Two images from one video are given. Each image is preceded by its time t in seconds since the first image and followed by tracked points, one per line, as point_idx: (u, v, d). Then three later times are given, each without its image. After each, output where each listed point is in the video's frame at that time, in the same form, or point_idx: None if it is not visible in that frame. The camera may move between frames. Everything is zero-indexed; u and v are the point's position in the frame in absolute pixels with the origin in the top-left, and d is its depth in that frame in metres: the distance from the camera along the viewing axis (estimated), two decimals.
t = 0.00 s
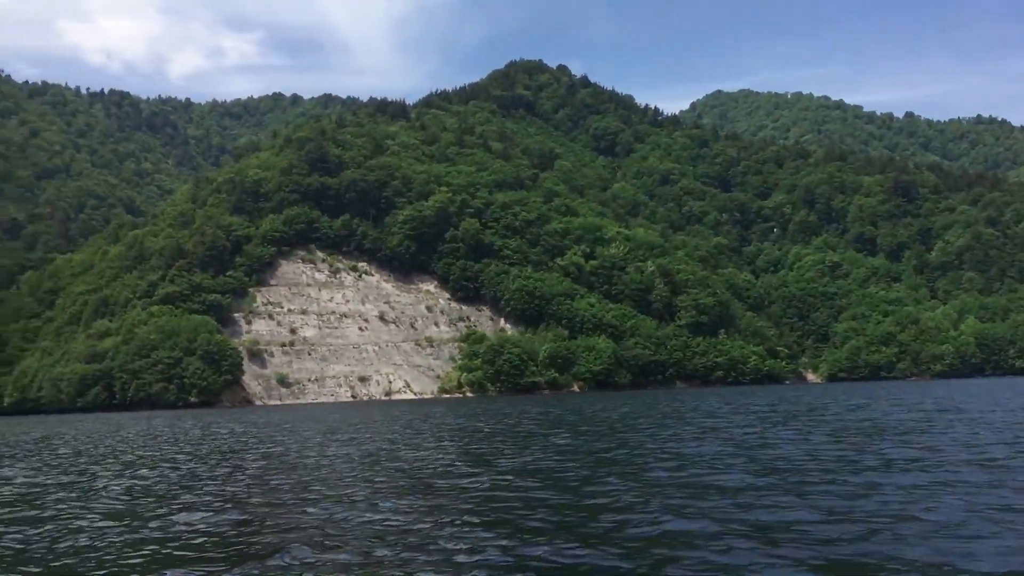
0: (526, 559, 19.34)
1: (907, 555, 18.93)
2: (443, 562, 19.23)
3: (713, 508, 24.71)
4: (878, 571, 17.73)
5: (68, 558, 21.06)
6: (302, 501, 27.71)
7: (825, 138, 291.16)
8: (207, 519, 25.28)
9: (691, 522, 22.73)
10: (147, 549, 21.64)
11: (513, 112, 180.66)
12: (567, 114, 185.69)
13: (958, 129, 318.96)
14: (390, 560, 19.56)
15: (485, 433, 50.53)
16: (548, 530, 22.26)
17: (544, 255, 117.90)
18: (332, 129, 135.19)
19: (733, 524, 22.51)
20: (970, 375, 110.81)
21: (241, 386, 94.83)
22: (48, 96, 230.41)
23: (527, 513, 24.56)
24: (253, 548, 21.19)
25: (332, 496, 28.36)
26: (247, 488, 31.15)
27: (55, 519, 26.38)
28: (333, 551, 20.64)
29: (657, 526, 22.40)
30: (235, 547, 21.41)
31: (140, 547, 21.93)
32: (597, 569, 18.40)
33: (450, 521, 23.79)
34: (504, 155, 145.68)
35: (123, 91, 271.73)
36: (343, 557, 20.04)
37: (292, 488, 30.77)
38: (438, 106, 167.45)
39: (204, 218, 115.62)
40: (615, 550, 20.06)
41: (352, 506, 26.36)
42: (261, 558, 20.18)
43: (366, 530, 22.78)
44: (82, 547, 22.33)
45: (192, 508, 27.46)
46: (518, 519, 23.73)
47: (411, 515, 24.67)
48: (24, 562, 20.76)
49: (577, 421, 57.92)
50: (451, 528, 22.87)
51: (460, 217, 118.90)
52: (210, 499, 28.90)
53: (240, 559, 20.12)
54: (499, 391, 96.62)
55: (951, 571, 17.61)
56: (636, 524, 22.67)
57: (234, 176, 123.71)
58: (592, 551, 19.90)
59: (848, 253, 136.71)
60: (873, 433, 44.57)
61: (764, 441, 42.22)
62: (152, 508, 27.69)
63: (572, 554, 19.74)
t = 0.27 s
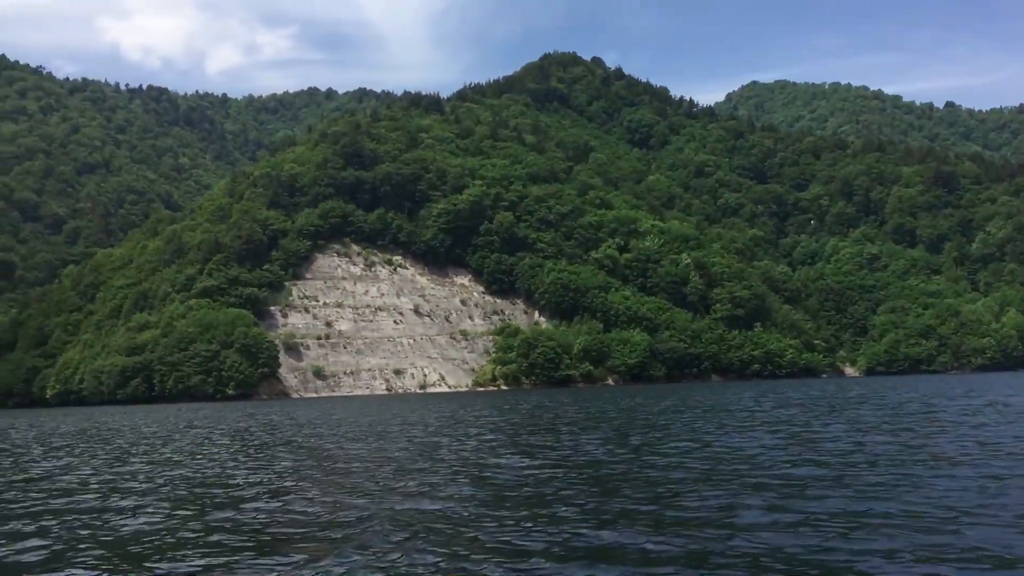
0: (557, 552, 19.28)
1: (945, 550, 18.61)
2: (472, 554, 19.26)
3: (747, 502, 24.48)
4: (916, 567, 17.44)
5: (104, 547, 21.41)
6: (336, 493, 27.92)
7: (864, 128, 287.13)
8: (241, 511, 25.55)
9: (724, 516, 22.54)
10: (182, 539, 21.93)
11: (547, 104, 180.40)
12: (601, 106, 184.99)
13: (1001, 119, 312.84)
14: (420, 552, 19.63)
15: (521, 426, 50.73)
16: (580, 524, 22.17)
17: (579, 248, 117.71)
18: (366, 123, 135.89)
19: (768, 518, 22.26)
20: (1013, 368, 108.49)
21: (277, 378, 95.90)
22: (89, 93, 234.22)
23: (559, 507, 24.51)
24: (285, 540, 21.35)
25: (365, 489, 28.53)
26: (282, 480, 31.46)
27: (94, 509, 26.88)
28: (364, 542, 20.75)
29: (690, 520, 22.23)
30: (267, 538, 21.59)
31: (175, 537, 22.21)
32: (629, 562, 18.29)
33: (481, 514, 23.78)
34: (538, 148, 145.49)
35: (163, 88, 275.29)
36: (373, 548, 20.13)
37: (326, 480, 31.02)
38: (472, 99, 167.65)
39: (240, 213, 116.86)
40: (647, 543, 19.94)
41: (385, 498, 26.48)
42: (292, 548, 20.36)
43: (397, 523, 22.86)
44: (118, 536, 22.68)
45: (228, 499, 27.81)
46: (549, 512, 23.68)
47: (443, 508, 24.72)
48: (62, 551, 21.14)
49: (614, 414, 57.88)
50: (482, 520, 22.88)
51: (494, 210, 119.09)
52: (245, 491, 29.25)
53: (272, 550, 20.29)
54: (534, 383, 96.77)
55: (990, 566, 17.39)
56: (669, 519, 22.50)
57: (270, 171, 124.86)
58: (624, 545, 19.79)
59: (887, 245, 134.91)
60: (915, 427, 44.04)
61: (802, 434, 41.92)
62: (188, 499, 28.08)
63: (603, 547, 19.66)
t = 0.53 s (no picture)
0: (591, 545, 19.15)
1: (988, 545, 18.19)
2: (506, 546, 19.13)
3: (783, 497, 24.15)
4: (959, 563, 17.06)
5: (138, 535, 21.55)
6: (367, 485, 27.90)
7: (900, 119, 283.27)
8: (271, 501, 25.61)
9: (760, 511, 22.23)
10: (213, 529, 21.98)
11: (578, 96, 179.80)
12: (633, 97, 183.98)
13: None
14: (452, 543, 19.55)
15: (554, 419, 50.74)
16: (613, 517, 22.01)
17: (610, 240, 117.30)
18: (398, 116, 136.26)
19: (804, 513, 21.95)
20: None
21: (310, 369, 96.70)
22: (125, 87, 236.99)
23: (593, 500, 24.36)
24: (316, 529, 21.37)
25: (396, 481, 28.51)
26: (314, 470, 31.62)
27: (129, 498, 27.14)
28: (395, 533, 20.74)
29: (725, 514, 21.96)
30: (298, 528, 21.68)
31: (208, 526, 22.32)
32: (663, 555, 18.13)
33: (512, 505, 23.68)
34: (569, 139, 144.98)
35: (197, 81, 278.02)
36: (404, 539, 20.08)
37: (356, 472, 31.08)
38: (504, 91, 167.54)
39: (273, 205, 117.73)
40: (682, 536, 19.72)
41: (416, 490, 26.44)
42: (323, 538, 20.38)
43: (429, 515, 22.79)
44: (153, 524, 22.83)
45: (262, 488, 27.99)
46: (582, 505, 23.50)
47: (475, 501, 24.65)
48: (96, 540, 21.29)
49: (647, 407, 57.67)
50: (513, 513, 22.72)
51: (525, 202, 118.99)
52: (278, 481, 29.40)
53: (303, 540, 20.29)
54: (564, 375, 96.73)
55: None
56: (703, 513, 22.25)
57: (303, 163, 125.63)
58: (657, 538, 19.58)
59: (923, 237, 133.06)
60: (953, 423, 43.45)
61: (837, 429, 41.55)
62: (220, 489, 28.26)
63: (636, 540, 19.47)
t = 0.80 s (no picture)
0: (623, 538, 19.11)
1: None
2: (538, 538, 19.13)
3: (819, 493, 23.92)
4: (999, 560, 16.79)
5: (174, 524, 21.85)
6: (399, 476, 28.09)
7: (941, 111, 278.63)
8: (304, 492, 25.81)
9: (795, 507, 22.03)
10: (248, 517, 22.23)
11: (614, 88, 178.94)
12: (669, 90, 182.67)
13: None
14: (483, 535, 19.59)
15: (588, 412, 50.66)
16: (646, 511, 21.93)
17: (646, 233, 116.70)
18: (434, 108, 136.53)
19: (840, 508, 21.79)
20: None
21: (346, 361, 97.52)
22: (164, 80, 240.08)
23: (627, 493, 24.34)
24: (348, 519, 21.51)
25: (429, 472, 28.69)
26: (350, 461, 31.82)
27: (167, 487, 27.48)
28: (427, 524, 20.81)
29: (760, 510, 21.80)
30: (331, 518, 21.82)
31: (242, 515, 22.57)
32: (695, 549, 18.03)
33: (544, 498, 23.68)
34: (605, 131, 144.25)
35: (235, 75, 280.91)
36: (436, 530, 20.16)
37: (390, 463, 31.32)
38: (539, 83, 167.33)
39: (309, 198, 118.67)
40: (715, 531, 19.60)
41: (448, 482, 26.56)
42: (357, 528, 20.55)
43: (461, 507, 22.82)
44: (188, 513, 23.12)
45: (297, 479, 28.22)
46: (617, 499, 23.49)
47: (511, 492, 24.72)
48: (133, 527, 21.62)
49: (682, 401, 57.39)
50: (545, 505, 22.74)
51: (561, 195, 118.79)
52: (312, 471, 29.70)
53: (335, 530, 20.43)
54: (599, 369, 96.61)
55: None
56: (738, 508, 22.10)
57: (339, 156, 126.35)
58: (691, 533, 19.48)
59: (965, 231, 130.87)
60: (995, 420, 42.75)
61: (877, 424, 41.08)
62: (255, 478, 28.59)
63: (669, 534, 19.39)
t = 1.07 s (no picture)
0: (656, 532, 18.83)
1: None
2: (569, 531, 18.92)
3: (852, 489, 23.51)
4: None
5: (203, 512, 22.00)
6: (433, 468, 28.09)
7: (989, 103, 273.10)
8: (338, 482, 25.88)
9: (834, 504, 21.60)
10: (280, 507, 22.31)
11: (652, 81, 177.80)
12: (708, 82, 181.00)
13: None
14: (514, 527, 19.42)
15: (624, 406, 50.37)
16: (680, 505, 21.63)
17: (683, 227, 115.80)
18: (471, 102, 136.55)
19: (875, 505, 21.44)
20: None
21: (382, 354, 98.01)
22: (205, 75, 242.90)
23: (658, 486, 24.15)
24: (380, 510, 21.48)
25: (462, 464, 28.67)
26: (384, 453, 31.90)
27: (202, 477, 27.77)
28: (457, 516, 20.70)
29: (797, 506, 21.41)
30: (363, 508, 21.81)
31: (275, 504, 22.66)
32: (729, 544, 17.72)
33: (577, 491, 23.49)
34: (643, 125, 143.23)
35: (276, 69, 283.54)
36: (466, 522, 20.05)
37: (425, 454, 31.33)
38: (577, 77, 166.79)
39: (347, 192, 119.36)
40: (744, 525, 19.38)
41: (481, 474, 26.46)
42: (384, 519, 20.54)
43: (493, 498, 22.70)
44: (222, 502, 23.29)
45: (331, 469, 28.27)
46: (648, 492, 23.32)
47: (541, 484, 24.64)
48: (168, 516, 21.79)
49: (721, 395, 56.80)
50: (578, 499, 22.52)
51: (598, 189, 118.23)
52: (346, 462, 29.80)
53: (366, 520, 20.40)
54: (636, 363, 96.17)
55: None
56: (775, 503, 21.72)
57: (376, 150, 126.86)
58: (725, 527, 19.15)
59: (1011, 225, 128.20)
60: None
61: (920, 421, 40.34)
62: (291, 468, 28.74)
63: (703, 528, 19.09)
